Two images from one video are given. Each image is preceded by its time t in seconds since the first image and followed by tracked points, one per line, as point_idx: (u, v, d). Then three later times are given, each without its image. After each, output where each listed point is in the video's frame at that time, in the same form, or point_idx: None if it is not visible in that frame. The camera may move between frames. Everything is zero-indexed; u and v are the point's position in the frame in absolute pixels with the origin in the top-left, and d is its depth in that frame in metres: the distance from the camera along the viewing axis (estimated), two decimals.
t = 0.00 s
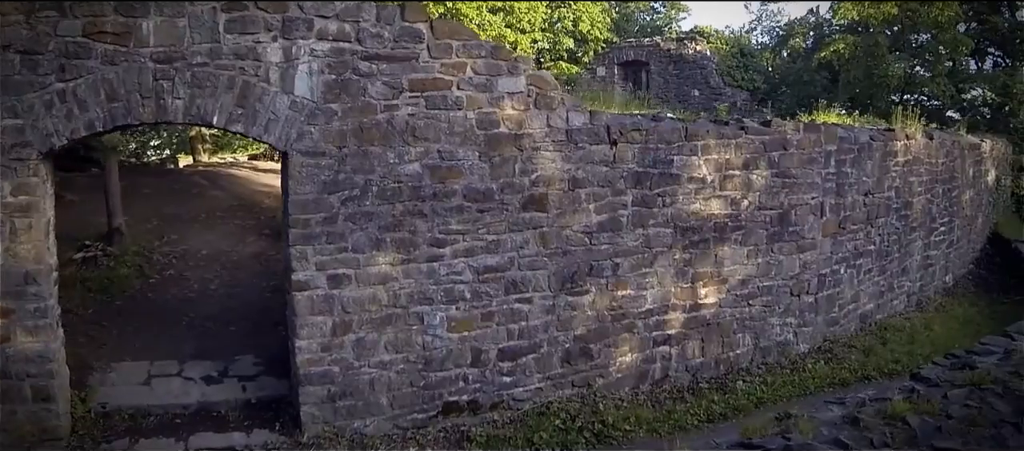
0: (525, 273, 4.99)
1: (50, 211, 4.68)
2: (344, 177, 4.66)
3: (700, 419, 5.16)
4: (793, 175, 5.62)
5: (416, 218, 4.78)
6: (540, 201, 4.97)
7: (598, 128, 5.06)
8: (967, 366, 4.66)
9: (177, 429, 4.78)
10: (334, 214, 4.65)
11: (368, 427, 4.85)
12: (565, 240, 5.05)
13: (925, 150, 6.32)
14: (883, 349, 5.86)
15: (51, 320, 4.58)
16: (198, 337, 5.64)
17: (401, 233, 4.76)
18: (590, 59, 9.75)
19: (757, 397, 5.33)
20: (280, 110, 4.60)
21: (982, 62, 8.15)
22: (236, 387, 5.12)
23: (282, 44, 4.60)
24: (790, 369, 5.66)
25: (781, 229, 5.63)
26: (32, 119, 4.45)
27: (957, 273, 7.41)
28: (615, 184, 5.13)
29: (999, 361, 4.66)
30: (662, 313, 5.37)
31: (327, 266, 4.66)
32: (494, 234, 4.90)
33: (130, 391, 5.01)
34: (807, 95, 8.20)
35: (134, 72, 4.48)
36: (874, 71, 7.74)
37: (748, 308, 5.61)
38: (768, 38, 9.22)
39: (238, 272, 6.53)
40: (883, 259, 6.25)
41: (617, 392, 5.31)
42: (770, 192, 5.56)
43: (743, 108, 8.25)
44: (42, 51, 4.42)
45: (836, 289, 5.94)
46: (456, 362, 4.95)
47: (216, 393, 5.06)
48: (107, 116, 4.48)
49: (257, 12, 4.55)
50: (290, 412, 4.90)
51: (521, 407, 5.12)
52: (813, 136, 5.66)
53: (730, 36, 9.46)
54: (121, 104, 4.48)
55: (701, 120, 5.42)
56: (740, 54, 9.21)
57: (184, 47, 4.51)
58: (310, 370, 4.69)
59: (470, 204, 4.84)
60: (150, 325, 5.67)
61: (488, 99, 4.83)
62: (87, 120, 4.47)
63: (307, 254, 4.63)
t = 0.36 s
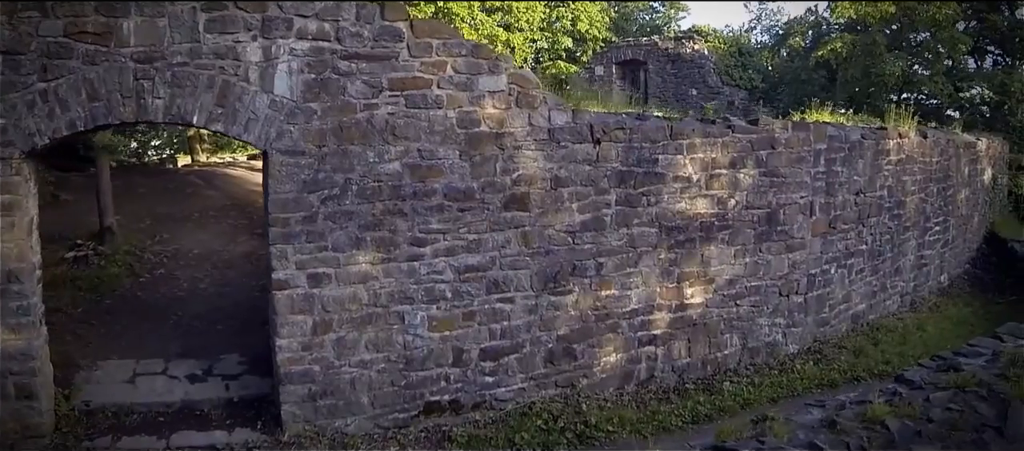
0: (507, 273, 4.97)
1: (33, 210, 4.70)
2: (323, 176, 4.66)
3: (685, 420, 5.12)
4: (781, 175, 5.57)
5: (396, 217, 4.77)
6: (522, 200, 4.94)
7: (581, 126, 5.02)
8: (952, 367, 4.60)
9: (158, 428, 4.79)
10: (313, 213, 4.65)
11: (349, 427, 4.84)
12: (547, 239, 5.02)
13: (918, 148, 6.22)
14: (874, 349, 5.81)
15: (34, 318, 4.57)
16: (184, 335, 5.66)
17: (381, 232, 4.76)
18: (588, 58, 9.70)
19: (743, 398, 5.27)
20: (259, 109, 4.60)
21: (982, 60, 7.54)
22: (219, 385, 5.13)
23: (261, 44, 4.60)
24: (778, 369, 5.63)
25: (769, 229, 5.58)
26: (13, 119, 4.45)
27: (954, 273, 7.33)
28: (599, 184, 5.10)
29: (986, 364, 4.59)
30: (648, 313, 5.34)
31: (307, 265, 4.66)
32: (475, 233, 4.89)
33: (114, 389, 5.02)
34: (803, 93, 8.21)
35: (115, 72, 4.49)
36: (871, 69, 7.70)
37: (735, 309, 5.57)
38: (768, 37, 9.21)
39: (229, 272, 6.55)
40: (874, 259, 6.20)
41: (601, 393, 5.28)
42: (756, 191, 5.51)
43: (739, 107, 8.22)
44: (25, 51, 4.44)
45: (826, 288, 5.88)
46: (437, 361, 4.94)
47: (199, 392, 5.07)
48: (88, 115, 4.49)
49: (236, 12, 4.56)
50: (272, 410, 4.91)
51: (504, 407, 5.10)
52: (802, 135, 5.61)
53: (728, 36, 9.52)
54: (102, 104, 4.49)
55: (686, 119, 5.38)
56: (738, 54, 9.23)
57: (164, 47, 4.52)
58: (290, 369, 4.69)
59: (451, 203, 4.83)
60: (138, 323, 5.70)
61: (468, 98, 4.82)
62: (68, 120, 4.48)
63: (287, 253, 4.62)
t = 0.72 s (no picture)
0: (486, 271, 4.95)
1: (14, 209, 4.67)
2: (301, 174, 4.64)
3: (666, 420, 5.08)
4: (767, 173, 5.55)
5: (374, 215, 4.76)
6: (501, 199, 4.92)
7: (563, 125, 4.99)
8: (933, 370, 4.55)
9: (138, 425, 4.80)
10: (292, 212, 4.63)
11: (327, 425, 4.83)
12: (527, 237, 5.00)
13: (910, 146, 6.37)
14: (862, 350, 5.88)
15: (15, 317, 4.51)
16: (170, 333, 5.68)
17: (359, 230, 4.74)
18: (583, 58, 10.12)
19: (726, 399, 5.26)
20: (238, 108, 4.54)
21: (978, 60, 7.93)
22: (200, 383, 5.14)
23: (239, 42, 4.53)
24: (764, 370, 5.66)
25: (755, 228, 5.58)
26: None
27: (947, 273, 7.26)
28: (580, 182, 5.07)
29: (968, 367, 4.52)
30: (630, 313, 5.33)
31: (285, 263, 4.64)
32: (454, 232, 4.87)
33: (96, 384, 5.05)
34: (799, 91, 8.26)
35: (95, 71, 4.40)
36: (867, 68, 7.52)
37: (721, 308, 5.56)
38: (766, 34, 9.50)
39: (219, 272, 6.58)
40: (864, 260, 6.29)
41: (583, 393, 5.26)
42: (743, 190, 5.49)
43: (733, 106, 8.17)
44: (4, 50, 4.38)
45: (814, 288, 5.93)
46: (415, 360, 4.93)
47: (181, 391, 5.07)
48: (68, 114, 4.41)
49: (213, 11, 4.48)
50: (252, 408, 4.91)
51: (484, 406, 5.08)
52: (788, 133, 5.58)
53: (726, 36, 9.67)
54: (81, 103, 4.41)
55: (671, 117, 5.33)
56: (735, 52, 9.44)
57: (143, 46, 4.43)
58: (268, 367, 4.68)
59: (429, 201, 4.82)
60: (125, 321, 5.75)
61: (447, 97, 4.80)
62: (47, 119, 4.41)
63: (265, 251, 4.60)
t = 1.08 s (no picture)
0: (464, 270, 4.94)
1: None
2: (277, 172, 4.59)
3: (645, 419, 5.06)
4: (751, 172, 5.60)
5: (350, 213, 4.73)
6: (478, 197, 4.91)
7: (542, 124, 4.97)
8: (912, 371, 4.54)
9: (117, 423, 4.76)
10: (268, 209, 4.58)
11: (304, 423, 4.78)
12: (505, 236, 4.99)
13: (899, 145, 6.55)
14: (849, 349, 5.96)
15: None
16: (154, 333, 5.71)
17: (335, 228, 4.71)
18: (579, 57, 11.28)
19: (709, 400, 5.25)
20: (215, 106, 4.49)
21: (976, 58, 7.78)
22: (180, 381, 5.14)
23: (216, 41, 4.48)
24: (750, 369, 5.72)
25: (740, 227, 5.63)
26: None
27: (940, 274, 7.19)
28: (559, 181, 5.06)
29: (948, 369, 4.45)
30: (611, 313, 5.33)
31: (261, 261, 4.60)
32: (431, 230, 4.86)
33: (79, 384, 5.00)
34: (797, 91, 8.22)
35: (74, 70, 4.32)
36: (863, 67, 7.53)
37: (704, 308, 5.60)
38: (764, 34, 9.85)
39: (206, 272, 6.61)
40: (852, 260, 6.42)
41: (564, 393, 5.24)
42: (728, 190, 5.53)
43: (729, 106, 8.10)
44: None
45: (801, 288, 6.03)
46: (393, 358, 4.90)
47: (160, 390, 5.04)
48: (46, 112, 4.32)
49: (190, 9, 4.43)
50: (230, 406, 4.88)
51: (463, 405, 5.06)
52: (774, 131, 5.63)
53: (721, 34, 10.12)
54: (60, 101, 4.32)
55: (653, 116, 5.33)
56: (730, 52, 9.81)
57: (121, 45, 4.37)
58: (245, 366, 4.63)
59: (406, 200, 4.80)
60: (110, 320, 5.80)
61: (423, 96, 4.77)
62: (25, 117, 4.30)
63: (241, 249, 4.55)
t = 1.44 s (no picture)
0: (453, 269, 4.92)
1: None
2: (265, 171, 4.55)
3: (635, 419, 5.02)
4: (747, 171, 5.55)
5: (338, 211, 4.70)
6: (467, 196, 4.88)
7: (533, 123, 4.93)
8: (902, 375, 4.48)
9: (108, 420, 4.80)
10: (256, 207, 4.55)
11: (291, 421, 4.78)
12: (494, 235, 4.96)
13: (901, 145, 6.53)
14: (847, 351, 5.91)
15: None
16: (150, 330, 5.76)
17: (323, 227, 4.68)
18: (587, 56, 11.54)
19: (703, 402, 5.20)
20: (204, 105, 4.44)
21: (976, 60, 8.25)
22: (173, 378, 5.16)
23: (205, 40, 4.42)
24: (746, 370, 5.68)
25: (736, 227, 5.58)
26: None
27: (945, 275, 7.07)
28: (550, 179, 5.02)
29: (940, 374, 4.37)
30: (603, 313, 5.30)
31: (250, 259, 4.58)
32: (419, 229, 4.84)
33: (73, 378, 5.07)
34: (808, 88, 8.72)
35: (64, 69, 4.27)
36: (870, 67, 7.85)
37: (698, 308, 5.56)
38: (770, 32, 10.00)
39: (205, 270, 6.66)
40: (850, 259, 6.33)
41: (554, 393, 5.22)
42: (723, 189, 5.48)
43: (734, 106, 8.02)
44: None
45: (799, 288, 5.96)
46: (382, 357, 4.88)
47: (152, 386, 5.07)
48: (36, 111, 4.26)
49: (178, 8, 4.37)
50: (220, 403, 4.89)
51: (452, 404, 5.05)
52: (770, 130, 5.57)
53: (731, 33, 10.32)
54: (51, 100, 4.27)
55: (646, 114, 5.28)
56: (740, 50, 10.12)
57: (111, 44, 4.31)
58: (234, 364, 4.63)
59: (394, 198, 4.78)
60: (107, 317, 5.87)
61: (411, 95, 4.74)
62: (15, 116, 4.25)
63: (229, 247, 4.53)
